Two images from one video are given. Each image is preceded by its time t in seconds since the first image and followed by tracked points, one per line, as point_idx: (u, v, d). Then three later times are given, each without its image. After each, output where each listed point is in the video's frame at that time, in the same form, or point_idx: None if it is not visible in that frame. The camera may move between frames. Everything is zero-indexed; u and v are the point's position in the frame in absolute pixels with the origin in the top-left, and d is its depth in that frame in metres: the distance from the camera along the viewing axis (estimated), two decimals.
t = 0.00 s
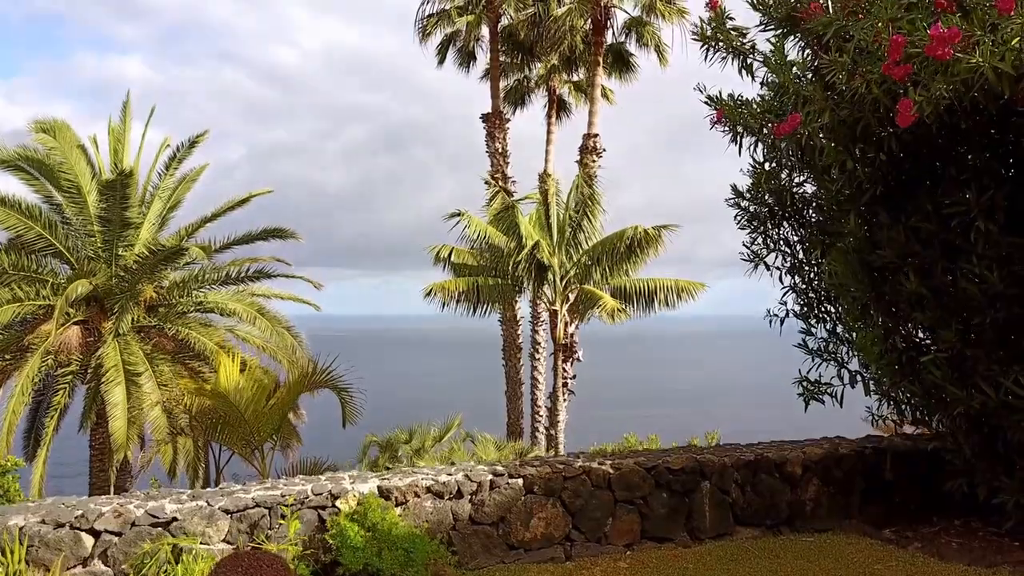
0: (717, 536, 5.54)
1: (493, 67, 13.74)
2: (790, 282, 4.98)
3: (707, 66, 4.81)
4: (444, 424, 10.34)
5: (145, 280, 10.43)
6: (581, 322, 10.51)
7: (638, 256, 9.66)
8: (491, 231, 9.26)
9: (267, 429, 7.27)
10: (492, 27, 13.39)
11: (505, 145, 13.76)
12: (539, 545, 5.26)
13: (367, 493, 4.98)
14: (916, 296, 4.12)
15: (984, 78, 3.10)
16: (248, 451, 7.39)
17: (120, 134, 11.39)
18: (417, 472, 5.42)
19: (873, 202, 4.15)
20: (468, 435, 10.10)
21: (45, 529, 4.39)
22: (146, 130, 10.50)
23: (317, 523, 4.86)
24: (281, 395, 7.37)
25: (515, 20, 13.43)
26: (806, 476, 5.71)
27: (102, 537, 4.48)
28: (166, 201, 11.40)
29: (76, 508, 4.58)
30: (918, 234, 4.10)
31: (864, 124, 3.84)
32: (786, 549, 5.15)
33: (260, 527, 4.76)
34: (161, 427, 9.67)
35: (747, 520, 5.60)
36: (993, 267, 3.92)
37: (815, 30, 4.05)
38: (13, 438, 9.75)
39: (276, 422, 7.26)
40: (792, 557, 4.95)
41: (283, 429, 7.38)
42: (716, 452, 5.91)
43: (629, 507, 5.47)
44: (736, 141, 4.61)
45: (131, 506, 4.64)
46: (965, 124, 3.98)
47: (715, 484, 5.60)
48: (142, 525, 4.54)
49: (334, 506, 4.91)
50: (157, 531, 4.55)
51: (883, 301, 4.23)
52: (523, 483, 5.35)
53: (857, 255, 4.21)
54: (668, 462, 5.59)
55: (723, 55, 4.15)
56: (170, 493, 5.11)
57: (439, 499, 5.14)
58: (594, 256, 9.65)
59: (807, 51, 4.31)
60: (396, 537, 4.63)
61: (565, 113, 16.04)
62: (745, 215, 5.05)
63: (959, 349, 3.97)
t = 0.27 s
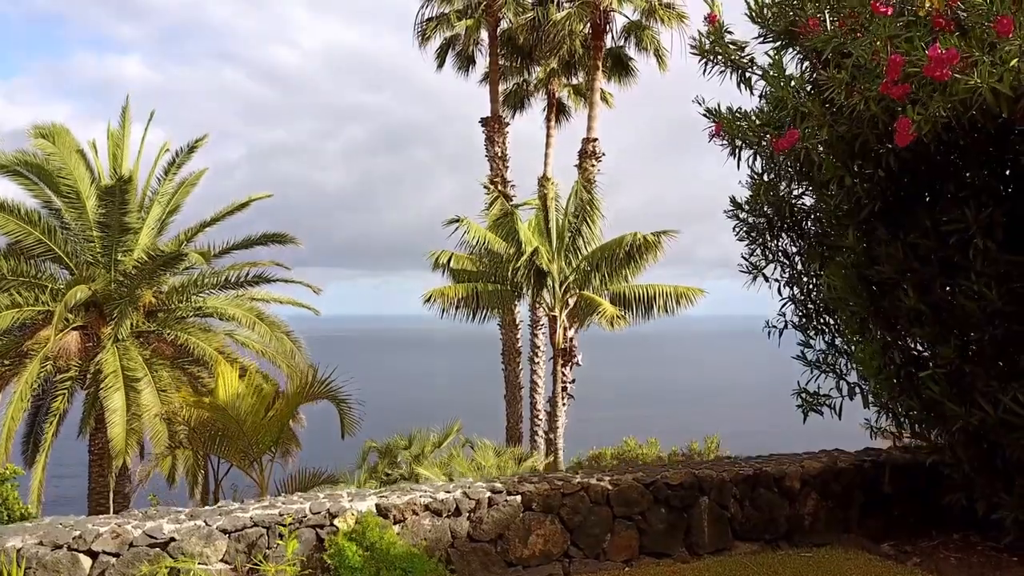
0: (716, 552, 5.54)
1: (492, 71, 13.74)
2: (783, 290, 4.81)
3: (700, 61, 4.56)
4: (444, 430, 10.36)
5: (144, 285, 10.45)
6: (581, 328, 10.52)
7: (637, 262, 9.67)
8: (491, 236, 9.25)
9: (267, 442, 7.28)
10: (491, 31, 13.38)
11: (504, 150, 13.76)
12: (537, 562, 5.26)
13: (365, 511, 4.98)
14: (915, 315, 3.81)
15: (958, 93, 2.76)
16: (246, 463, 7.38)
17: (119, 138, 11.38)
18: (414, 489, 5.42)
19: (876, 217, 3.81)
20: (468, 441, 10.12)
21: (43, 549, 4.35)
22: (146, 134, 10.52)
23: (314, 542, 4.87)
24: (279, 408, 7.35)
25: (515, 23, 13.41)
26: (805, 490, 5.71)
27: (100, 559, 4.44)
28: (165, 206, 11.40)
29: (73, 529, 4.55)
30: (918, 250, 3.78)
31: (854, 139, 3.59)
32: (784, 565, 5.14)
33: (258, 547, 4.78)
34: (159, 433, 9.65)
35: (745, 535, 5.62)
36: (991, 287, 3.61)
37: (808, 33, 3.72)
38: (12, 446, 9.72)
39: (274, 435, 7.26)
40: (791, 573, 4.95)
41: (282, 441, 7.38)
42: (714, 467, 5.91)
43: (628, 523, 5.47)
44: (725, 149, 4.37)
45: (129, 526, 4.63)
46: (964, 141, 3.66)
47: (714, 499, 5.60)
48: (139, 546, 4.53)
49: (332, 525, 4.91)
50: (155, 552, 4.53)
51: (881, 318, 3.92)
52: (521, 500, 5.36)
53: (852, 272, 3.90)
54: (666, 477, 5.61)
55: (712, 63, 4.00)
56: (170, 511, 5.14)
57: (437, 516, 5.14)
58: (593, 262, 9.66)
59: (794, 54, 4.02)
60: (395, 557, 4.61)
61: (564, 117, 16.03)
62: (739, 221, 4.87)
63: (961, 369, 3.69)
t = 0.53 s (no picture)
0: (714, 570, 5.53)
1: (492, 76, 13.73)
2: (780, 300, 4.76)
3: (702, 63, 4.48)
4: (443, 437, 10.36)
5: (143, 291, 10.44)
6: (580, 336, 10.52)
7: (636, 270, 9.68)
8: (489, 244, 9.26)
9: (263, 457, 7.31)
10: (491, 35, 13.38)
11: (503, 155, 13.75)
12: None
13: (364, 534, 4.98)
14: (913, 335, 3.61)
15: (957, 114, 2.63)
16: (241, 478, 7.38)
17: (117, 145, 11.37)
18: (412, 510, 5.43)
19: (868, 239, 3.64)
20: (467, 448, 10.12)
21: None
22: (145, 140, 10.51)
23: (313, 565, 4.86)
24: (275, 424, 7.37)
25: (514, 28, 13.41)
26: (803, 509, 5.69)
27: None
28: (164, 212, 11.39)
29: (70, 555, 4.57)
30: (915, 268, 3.60)
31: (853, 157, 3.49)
32: None
33: (256, 571, 4.78)
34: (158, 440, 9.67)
35: (744, 553, 5.61)
36: (992, 310, 3.40)
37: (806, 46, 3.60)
38: (10, 454, 9.73)
39: (271, 450, 7.30)
40: None
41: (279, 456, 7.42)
42: (713, 485, 5.91)
43: (626, 543, 5.47)
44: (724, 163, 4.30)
45: (126, 552, 4.63)
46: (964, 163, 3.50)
47: (713, 518, 5.59)
48: (135, 571, 4.50)
49: (330, 548, 4.91)
50: None
51: (879, 335, 3.70)
52: (519, 521, 5.37)
53: (845, 291, 3.78)
54: (665, 497, 5.59)
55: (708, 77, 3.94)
56: (169, 534, 5.15)
57: (435, 538, 5.16)
58: (592, 270, 9.67)
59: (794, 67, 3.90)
60: None
61: (563, 121, 16.03)
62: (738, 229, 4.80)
63: (958, 389, 3.54)
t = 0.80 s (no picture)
0: None
1: (491, 81, 13.73)
2: (779, 315, 4.70)
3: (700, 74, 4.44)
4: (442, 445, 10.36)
5: (142, 298, 10.45)
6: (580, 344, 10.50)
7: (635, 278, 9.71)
8: (488, 252, 9.25)
9: (262, 472, 7.34)
10: (490, 41, 13.40)
11: (503, 160, 13.75)
12: None
13: (362, 559, 5.01)
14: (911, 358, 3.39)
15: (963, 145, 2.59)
16: (239, 493, 7.42)
17: (116, 151, 11.38)
18: (411, 532, 5.52)
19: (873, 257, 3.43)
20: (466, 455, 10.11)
21: None
22: (143, 146, 10.53)
23: None
24: (275, 439, 7.40)
25: (514, 34, 13.43)
26: (803, 528, 5.47)
27: None
28: (163, 219, 11.40)
29: None
30: (900, 286, 3.35)
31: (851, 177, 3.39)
32: None
33: None
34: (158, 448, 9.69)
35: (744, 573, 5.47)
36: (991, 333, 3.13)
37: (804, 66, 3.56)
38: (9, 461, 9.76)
39: (271, 466, 7.33)
40: None
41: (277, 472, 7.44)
42: (713, 506, 5.82)
43: (626, 564, 5.45)
44: (724, 180, 4.29)
45: None
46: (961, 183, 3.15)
47: (712, 538, 5.49)
48: None
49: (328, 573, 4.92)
50: None
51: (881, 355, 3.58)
52: (518, 543, 5.50)
53: (841, 312, 3.69)
54: (664, 517, 5.56)
55: (709, 96, 3.93)
56: (167, 559, 5.16)
57: (434, 561, 5.27)
58: (590, 279, 9.69)
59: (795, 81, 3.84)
60: None
61: (563, 126, 16.03)
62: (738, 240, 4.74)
63: (958, 410, 3.35)
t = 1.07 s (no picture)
0: None
1: (490, 86, 13.73)
2: (778, 329, 4.69)
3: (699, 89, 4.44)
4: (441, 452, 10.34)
5: (141, 305, 10.44)
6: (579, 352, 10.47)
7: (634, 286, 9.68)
8: (488, 260, 9.25)
9: (262, 490, 7.30)
10: (490, 46, 13.40)
11: (502, 165, 13.75)
12: None
13: None
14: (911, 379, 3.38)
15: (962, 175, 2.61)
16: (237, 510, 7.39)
17: (116, 157, 11.37)
18: (411, 557, 5.45)
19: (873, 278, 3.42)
20: (465, 464, 10.10)
21: None
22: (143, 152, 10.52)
23: None
24: (274, 455, 7.38)
25: (514, 39, 13.43)
26: (803, 547, 5.42)
27: None
28: (162, 225, 11.39)
29: None
30: (900, 310, 3.35)
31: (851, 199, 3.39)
32: None
33: None
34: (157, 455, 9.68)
35: None
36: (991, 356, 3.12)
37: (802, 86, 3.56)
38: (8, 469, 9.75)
39: (271, 482, 7.31)
40: None
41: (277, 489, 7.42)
42: (713, 526, 5.71)
43: None
44: (724, 198, 4.28)
45: None
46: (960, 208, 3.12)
47: (712, 558, 5.40)
48: None
49: None
50: None
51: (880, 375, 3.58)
52: (519, 566, 5.39)
53: (840, 330, 3.69)
54: (664, 538, 5.46)
55: (708, 114, 3.92)
56: None
57: None
58: (589, 287, 9.67)
59: (794, 99, 3.84)
60: None
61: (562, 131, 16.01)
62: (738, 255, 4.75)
63: (958, 432, 3.35)
